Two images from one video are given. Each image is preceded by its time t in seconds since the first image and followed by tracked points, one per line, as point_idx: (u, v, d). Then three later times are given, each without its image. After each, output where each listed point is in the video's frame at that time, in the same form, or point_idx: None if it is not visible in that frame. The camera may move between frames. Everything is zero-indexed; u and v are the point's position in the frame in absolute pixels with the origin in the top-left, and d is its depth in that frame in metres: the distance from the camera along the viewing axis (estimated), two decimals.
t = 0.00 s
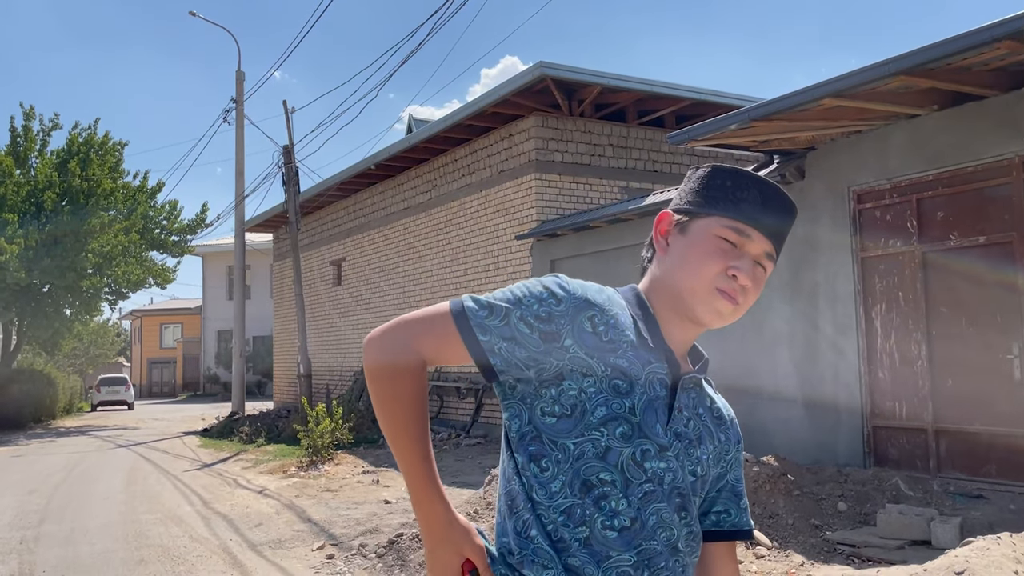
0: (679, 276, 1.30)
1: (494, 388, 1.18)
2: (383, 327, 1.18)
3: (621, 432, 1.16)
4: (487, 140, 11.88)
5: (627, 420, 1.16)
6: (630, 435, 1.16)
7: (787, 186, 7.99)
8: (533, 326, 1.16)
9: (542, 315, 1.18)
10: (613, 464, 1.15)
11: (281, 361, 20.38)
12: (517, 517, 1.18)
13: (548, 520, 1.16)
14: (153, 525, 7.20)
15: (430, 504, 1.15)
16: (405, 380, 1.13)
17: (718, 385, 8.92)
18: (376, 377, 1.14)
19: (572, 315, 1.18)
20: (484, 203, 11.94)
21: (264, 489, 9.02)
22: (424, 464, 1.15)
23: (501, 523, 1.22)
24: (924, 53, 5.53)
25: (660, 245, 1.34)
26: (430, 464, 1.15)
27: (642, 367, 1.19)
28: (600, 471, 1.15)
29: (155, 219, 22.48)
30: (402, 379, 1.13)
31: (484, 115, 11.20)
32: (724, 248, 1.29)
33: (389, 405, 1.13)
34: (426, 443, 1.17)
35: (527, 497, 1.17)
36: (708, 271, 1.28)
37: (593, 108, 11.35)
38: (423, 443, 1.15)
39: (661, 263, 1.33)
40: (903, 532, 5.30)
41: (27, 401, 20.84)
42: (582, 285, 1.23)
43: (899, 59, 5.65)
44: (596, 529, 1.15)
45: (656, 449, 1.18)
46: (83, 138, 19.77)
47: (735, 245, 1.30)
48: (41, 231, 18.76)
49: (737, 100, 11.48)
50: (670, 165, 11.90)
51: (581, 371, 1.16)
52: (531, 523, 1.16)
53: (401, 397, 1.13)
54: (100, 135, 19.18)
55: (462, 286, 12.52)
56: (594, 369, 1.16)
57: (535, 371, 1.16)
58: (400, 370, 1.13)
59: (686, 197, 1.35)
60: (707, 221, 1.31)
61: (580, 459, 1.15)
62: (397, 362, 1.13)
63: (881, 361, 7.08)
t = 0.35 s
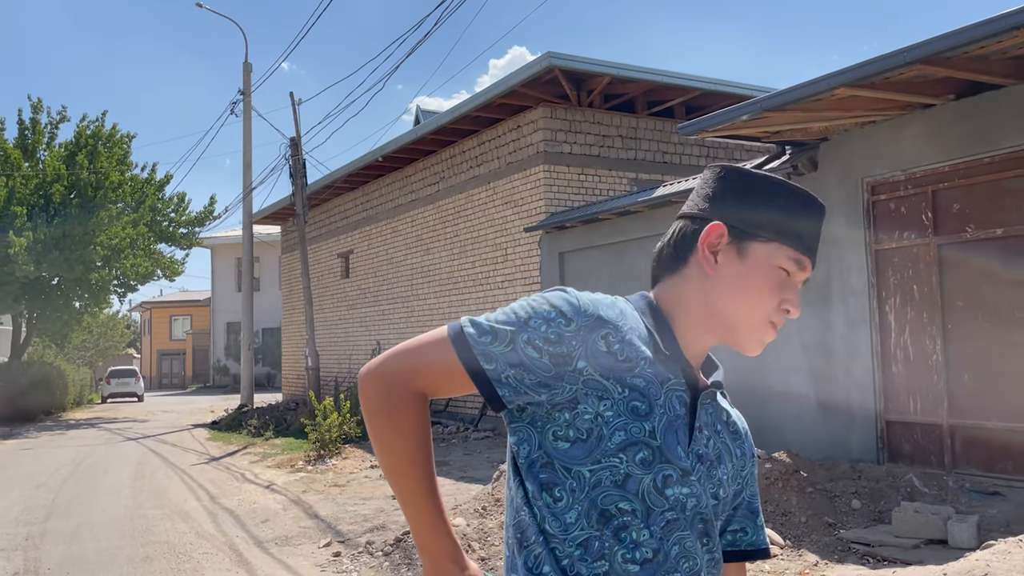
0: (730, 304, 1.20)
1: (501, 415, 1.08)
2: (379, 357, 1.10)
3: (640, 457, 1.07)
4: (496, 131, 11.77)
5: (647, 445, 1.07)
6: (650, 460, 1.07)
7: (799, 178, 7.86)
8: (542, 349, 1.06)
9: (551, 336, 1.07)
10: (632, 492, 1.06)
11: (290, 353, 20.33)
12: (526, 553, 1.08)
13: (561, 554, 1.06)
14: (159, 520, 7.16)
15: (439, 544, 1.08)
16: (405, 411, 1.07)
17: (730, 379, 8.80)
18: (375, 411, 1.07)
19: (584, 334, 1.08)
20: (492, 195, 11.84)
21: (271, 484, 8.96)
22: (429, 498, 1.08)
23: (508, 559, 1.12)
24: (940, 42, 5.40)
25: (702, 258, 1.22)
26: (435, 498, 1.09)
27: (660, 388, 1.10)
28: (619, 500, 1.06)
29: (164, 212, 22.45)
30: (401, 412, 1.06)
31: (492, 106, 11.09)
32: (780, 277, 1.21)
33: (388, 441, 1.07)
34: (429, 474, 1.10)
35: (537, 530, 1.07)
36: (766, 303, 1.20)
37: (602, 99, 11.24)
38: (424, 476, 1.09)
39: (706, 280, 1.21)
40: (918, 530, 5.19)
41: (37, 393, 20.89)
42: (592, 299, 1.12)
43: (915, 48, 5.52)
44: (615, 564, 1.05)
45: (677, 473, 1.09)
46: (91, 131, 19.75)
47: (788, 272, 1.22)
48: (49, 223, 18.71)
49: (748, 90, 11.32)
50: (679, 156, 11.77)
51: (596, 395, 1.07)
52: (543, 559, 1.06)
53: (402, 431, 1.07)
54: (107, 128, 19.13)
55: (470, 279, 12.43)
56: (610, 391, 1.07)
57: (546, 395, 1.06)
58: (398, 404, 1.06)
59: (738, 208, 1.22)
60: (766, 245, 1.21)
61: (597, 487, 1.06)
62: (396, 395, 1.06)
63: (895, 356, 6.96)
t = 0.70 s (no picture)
0: (774, 336, 1.11)
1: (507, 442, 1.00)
2: (374, 380, 1.01)
3: (657, 484, 0.98)
4: (507, 124, 11.68)
5: (664, 471, 0.99)
6: (667, 486, 0.99)
7: (814, 171, 7.75)
8: (552, 374, 0.96)
9: (561, 359, 0.97)
10: (649, 521, 0.98)
11: (302, 348, 20.34)
12: None
13: None
14: (170, 517, 7.15)
15: (442, 575, 1.04)
16: (402, 442, 1.00)
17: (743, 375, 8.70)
18: (370, 443, 1.00)
19: (597, 356, 0.98)
20: (503, 189, 11.77)
21: (282, 480, 8.95)
22: (426, 531, 1.03)
23: None
24: (958, 32, 5.28)
25: (759, 279, 1.10)
26: (432, 531, 1.03)
27: (677, 409, 1.01)
28: (634, 529, 0.98)
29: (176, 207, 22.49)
30: (400, 444, 1.00)
31: (503, 99, 11.01)
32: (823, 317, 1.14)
33: (385, 475, 1.01)
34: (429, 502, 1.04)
35: (544, 559, 0.99)
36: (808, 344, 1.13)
37: (614, 92, 11.15)
38: (422, 507, 1.03)
39: (757, 306, 1.10)
40: (936, 530, 5.10)
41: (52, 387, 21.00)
42: (605, 315, 1.02)
43: (932, 39, 5.41)
44: None
45: (697, 498, 1.00)
46: (104, 126, 19.77)
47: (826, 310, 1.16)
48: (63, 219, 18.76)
49: (762, 82, 11.19)
50: (692, 150, 11.66)
51: (609, 420, 0.98)
52: None
53: (401, 463, 1.00)
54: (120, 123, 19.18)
55: (481, 274, 12.38)
56: (625, 416, 0.98)
57: (556, 422, 0.97)
58: (394, 435, 0.99)
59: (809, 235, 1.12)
60: (824, 282, 1.13)
61: (611, 516, 0.98)
62: (392, 428, 0.99)
63: (912, 351, 6.86)
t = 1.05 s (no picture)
0: (798, 337, 1.04)
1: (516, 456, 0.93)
2: (376, 397, 0.95)
3: (677, 497, 0.91)
4: (524, 117, 11.60)
5: (685, 482, 0.92)
6: (688, 500, 0.92)
7: (837, 163, 7.61)
8: (562, 385, 0.89)
9: (572, 368, 0.90)
10: (668, 536, 0.91)
11: (321, 343, 20.37)
12: None
13: None
14: (189, 511, 7.16)
15: None
16: (407, 462, 0.94)
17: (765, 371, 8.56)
18: (373, 467, 0.94)
19: (609, 364, 0.91)
20: (521, 183, 11.69)
21: (300, 475, 8.94)
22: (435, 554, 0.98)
23: None
24: (985, 19, 5.14)
25: (785, 274, 1.02)
26: (441, 551, 0.99)
27: (699, 416, 0.93)
28: (653, 544, 0.91)
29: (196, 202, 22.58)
30: (405, 465, 0.94)
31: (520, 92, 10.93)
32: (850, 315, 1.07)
33: (392, 499, 0.95)
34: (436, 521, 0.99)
35: None
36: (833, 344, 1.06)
37: (632, 85, 11.04)
38: (427, 530, 0.98)
39: (781, 304, 1.03)
40: (962, 528, 4.99)
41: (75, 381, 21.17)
42: (616, 317, 0.95)
43: (958, 26, 5.27)
44: None
45: (719, 511, 0.93)
46: (124, 122, 19.84)
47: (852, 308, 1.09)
48: (85, 214, 18.86)
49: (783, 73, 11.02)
50: (713, 142, 11.52)
51: (623, 431, 0.91)
52: None
53: (407, 485, 0.95)
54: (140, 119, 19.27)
55: (499, 268, 12.31)
56: (641, 426, 0.91)
57: (567, 435, 0.91)
58: (399, 457, 0.93)
59: (841, 229, 1.04)
60: (853, 279, 1.06)
61: (628, 530, 0.91)
62: (394, 450, 0.93)
63: (937, 345, 6.71)
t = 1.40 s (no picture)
0: (818, 334, 0.98)
1: (515, 474, 0.88)
2: (372, 424, 0.90)
3: (685, 509, 0.85)
4: (552, 111, 11.51)
5: (695, 493, 0.86)
6: (698, 512, 0.86)
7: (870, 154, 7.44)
8: (559, 399, 0.84)
9: (568, 381, 0.84)
10: (678, 550, 0.85)
11: (350, 338, 20.45)
12: None
13: None
14: (217, 506, 7.20)
15: None
16: (406, 488, 0.89)
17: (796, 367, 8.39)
18: (373, 499, 0.89)
19: (607, 374, 0.85)
20: (549, 178, 11.61)
21: (328, 471, 8.97)
22: None
23: None
24: None
25: (803, 266, 0.96)
26: None
27: (708, 424, 0.87)
28: (662, 560, 0.85)
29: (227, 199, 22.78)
30: (405, 493, 0.89)
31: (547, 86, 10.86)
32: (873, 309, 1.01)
33: (392, 529, 0.91)
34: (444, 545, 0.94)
35: None
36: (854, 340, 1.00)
37: (661, 77, 10.92)
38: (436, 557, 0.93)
39: (797, 298, 0.97)
40: (1001, 529, 4.82)
41: (110, 376, 21.45)
42: (614, 321, 0.89)
43: (995, 13, 5.11)
44: None
45: (731, 522, 0.87)
46: (156, 120, 20.04)
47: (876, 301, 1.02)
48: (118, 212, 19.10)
49: (815, 63, 10.82)
50: (742, 134, 11.35)
51: (627, 443, 0.85)
52: None
53: (408, 513, 0.90)
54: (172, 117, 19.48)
55: (526, 263, 12.25)
56: (644, 436, 0.85)
57: (567, 449, 0.85)
58: (398, 484, 0.89)
59: (861, 218, 0.97)
60: (875, 270, 0.99)
61: (634, 546, 0.86)
62: (390, 478, 0.88)
63: (974, 341, 6.54)
